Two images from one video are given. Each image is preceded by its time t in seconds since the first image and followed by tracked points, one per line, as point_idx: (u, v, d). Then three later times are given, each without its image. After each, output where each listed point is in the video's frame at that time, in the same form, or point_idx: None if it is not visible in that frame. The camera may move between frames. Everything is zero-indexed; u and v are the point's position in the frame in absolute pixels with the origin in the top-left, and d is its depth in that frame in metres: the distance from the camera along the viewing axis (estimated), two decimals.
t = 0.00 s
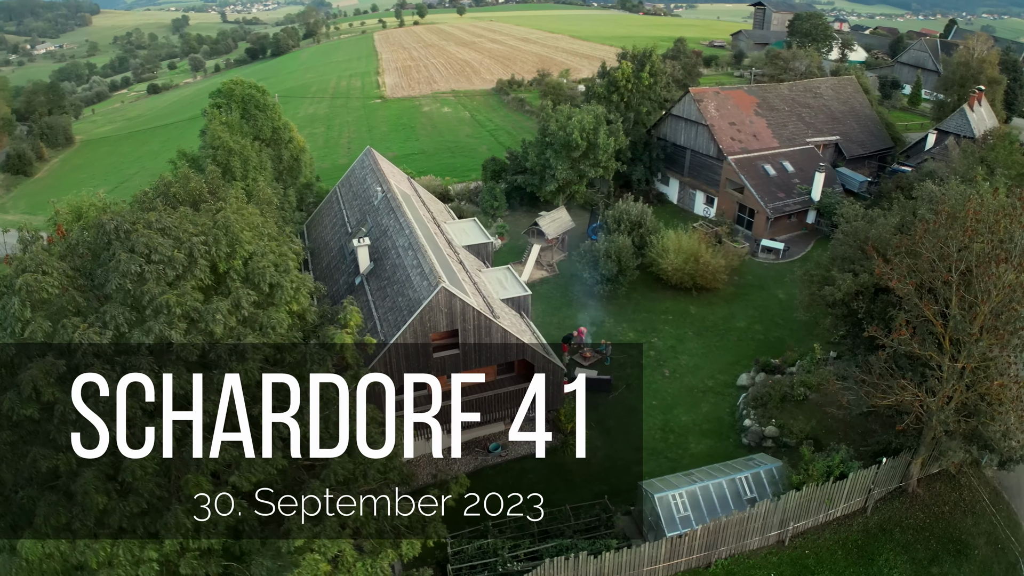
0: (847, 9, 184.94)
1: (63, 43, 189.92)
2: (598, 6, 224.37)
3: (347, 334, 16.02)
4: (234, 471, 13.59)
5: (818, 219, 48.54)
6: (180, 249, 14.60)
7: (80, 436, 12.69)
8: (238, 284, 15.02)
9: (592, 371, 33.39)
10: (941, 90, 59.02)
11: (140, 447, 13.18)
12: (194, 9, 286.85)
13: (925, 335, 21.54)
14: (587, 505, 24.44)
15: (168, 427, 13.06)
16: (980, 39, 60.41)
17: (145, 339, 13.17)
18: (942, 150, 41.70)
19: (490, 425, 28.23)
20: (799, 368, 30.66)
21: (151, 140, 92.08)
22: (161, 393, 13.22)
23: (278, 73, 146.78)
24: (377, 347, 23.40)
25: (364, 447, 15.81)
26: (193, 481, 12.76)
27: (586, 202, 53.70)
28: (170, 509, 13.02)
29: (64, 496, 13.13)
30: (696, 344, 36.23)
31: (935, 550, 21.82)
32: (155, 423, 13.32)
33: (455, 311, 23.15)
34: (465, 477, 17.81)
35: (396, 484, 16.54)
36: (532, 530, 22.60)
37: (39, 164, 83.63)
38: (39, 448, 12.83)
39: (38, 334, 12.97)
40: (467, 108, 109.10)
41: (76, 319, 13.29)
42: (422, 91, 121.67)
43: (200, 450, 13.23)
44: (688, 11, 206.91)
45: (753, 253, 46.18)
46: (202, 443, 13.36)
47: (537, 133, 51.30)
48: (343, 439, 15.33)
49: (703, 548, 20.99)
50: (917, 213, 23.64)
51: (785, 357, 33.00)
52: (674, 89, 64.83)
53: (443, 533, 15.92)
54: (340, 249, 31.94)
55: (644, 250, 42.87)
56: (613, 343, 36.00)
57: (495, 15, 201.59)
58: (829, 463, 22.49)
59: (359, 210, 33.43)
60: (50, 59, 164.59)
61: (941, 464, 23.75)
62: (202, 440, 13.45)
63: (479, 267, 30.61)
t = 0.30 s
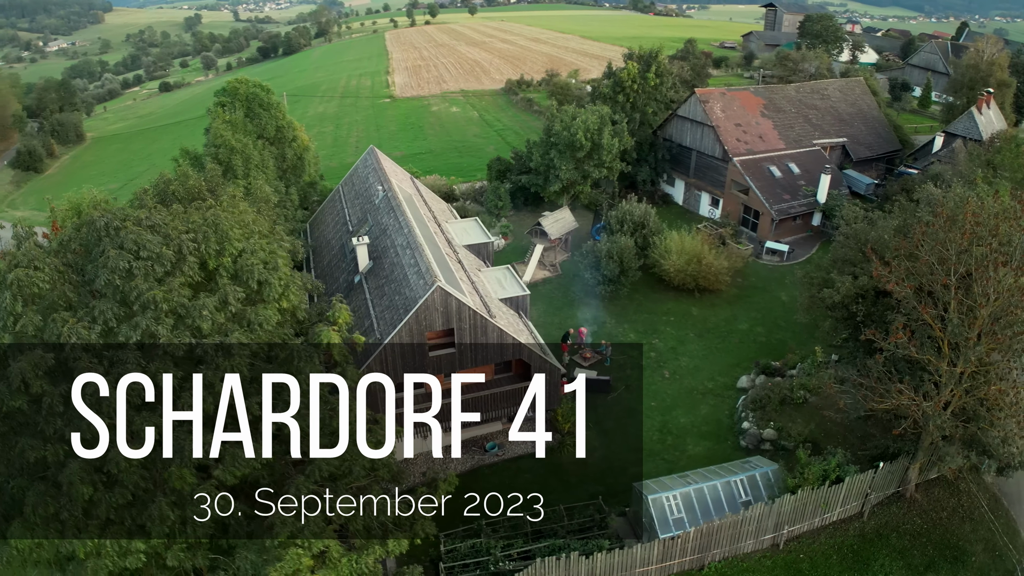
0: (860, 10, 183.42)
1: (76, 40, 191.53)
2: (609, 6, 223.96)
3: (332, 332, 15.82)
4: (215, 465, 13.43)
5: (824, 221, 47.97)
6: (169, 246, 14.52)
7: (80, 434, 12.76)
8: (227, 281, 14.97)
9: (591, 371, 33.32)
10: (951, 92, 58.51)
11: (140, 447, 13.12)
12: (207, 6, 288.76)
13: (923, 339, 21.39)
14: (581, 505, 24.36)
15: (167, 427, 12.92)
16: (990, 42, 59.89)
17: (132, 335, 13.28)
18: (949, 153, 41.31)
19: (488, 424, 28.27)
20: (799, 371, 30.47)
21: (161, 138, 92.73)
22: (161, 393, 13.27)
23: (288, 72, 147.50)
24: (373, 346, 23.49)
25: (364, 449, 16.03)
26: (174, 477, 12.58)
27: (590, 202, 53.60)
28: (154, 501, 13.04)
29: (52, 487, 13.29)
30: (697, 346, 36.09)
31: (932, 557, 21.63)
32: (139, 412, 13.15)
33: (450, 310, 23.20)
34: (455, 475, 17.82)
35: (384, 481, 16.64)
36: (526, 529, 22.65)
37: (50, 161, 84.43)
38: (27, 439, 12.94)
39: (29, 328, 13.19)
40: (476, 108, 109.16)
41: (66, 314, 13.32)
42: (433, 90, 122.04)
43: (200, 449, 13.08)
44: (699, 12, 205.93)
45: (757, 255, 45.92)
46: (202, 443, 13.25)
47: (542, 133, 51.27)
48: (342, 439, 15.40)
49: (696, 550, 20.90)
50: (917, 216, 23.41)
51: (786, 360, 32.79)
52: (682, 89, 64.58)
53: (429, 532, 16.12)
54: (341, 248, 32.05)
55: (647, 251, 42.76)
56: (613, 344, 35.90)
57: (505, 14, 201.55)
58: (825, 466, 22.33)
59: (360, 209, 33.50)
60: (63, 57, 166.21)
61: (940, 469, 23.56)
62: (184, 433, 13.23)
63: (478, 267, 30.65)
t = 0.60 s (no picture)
0: (873, 12, 181.97)
1: (89, 37, 193.22)
2: (620, 7, 223.57)
3: (320, 329, 15.67)
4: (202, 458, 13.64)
5: (830, 223, 47.54)
6: (159, 243, 14.46)
7: (80, 434, 12.92)
8: (217, 278, 14.93)
9: (591, 372, 33.26)
10: (960, 94, 57.96)
11: (140, 447, 13.36)
12: (220, 5, 290.74)
13: (921, 342, 21.26)
14: (574, 506, 24.35)
15: (167, 427, 12.98)
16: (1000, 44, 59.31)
17: (122, 329, 13.23)
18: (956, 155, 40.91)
19: (487, 423, 28.28)
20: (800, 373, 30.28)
21: (171, 136, 93.38)
22: (161, 394, 13.35)
23: (299, 71, 148.17)
24: (370, 344, 23.54)
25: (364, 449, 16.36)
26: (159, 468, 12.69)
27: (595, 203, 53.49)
28: (140, 492, 13.15)
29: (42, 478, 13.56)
30: (698, 347, 35.96)
31: (928, 562, 21.45)
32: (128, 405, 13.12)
33: (446, 309, 23.25)
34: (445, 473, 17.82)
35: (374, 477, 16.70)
36: (519, 528, 22.63)
37: (60, 157, 85.18)
38: (17, 430, 13.12)
39: (20, 322, 13.28)
40: (484, 108, 109.24)
41: (57, 308, 13.37)
42: (442, 89, 122.20)
43: (200, 450, 13.52)
44: (711, 13, 205.02)
45: (761, 257, 45.66)
46: (202, 443, 13.66)
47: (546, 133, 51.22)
48: (343, 439, 15.54)
49: (690, 552, 20.80)
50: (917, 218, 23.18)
51: (787, 362, 32.60)
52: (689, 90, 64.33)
53: (418, 528, 16.15)
54: (342, 246, 32.15)
55: (650, 251, 42.65)
56: (614, 345, 35.82)
57: (516, 14, 201.51)
58: (821, 470, 22.19)
59: (362, 207, 33.56)
60: (76, 54, 167.73)
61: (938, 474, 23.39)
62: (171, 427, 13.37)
63: (478, 266, 30.67)
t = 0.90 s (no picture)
0: (885, 15, 180.59)
1: (100, 35, 194.65)
2: (632, 8, 223.65)
3: (309, 326, 15.66)
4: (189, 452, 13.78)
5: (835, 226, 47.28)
6: (149, 239, 14.52)
7: (81, 435, 12.93)
8: (208, 274, 14.99)
9: (590, 372, 33.23)
10: (970, 96, 57.45)
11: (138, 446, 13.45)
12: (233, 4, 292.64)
13: (918, 346, 21.13)
14: (569, 506, 24.33)
15: (168, 427, 13.23)
16: (1010, 47, 58.68)
17: (112, 323, 13.34)
18: (963, 157, 40.55)
19: (484, 422, 28.33)
20: (800, 376, 30.13)
21: (179, 133, 94.03)
22: (161, 395, 13.62)
23: (308, 69, 148.79)
24: (366, 341, 23.61)
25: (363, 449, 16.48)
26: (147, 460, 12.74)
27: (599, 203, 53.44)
28: (127, 484, 13.18)
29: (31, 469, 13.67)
30: (699, 348, 35.84)
31: (924, 568, 21.28)
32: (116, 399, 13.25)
33: (442, 307, 23.31)
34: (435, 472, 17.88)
35: (364, 474, 16.79)
36: (513, 527, 22.60)
37: (70, 154, 85.96)
38: (6, 420, 13.20)
39: (12, 317, 13.40)
40: (492, 108, 109.35)
41: (47, 303, 13.50)
42: (450, 89, 122.32)
43: (200, 450, 13.63)
44: (722, 14, 204.02)
45: (765, 258, 45.41)
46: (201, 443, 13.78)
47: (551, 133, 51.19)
48: (343, 439, 15.71)
49: (683, 553, 20.73)
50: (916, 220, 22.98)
51: (787, 365, 32.42)
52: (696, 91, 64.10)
53: (406, 524, 16.18)
54: (342, 244, 32.25)
55: (653, 252, 42.57)
56: (614, 346, 35.76)
57: (526, 15, 201.61)
58: (816, 473, 22.06)
59: (363, 206, 33.64)
60: (88, 52, 169.24)
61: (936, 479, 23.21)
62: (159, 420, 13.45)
63: (477, 265, 30.71)
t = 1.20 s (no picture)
0: (898, 17, 178.94)
1: (113, 33, 196.20)
2: (643, 8, 222.89)
3: (297, 322, 15.71)
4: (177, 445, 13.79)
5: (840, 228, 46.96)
6: (140, 236, 14.62)
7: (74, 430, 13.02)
8: (198, 271, 15.08)
9: (589, 372, 33.18)
10: (979, 99, 56.87)
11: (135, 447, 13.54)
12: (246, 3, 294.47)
13: (916, 349, 20.97)
14: (563, 506, 24.29)
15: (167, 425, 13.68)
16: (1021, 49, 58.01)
17: (102, 318, 13.49)
18: (970, 160, 40.14)
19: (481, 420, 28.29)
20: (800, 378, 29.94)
21: (189, 131, 94.67)
22: (156, 391, 13.83)
23: (319, 68, 149.43)
24: (362, 339, 23.72)
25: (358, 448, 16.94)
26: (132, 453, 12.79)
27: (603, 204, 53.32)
28: (114, 477, 13.14)
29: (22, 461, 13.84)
30: (699, 350, 35.69)
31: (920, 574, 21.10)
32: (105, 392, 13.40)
33: (438, 306, 23.36)
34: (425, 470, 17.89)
35: (354, 470, 16.87)
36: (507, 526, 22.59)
37: (81, 151, 86.73)
38: None
39: (5, 311, 13.57)
40: (500, 108, 109.35)
41: (39, 297, 13.67)
42: (459, 88, 122.45)
43: (199, 450, 13.79)
44: (733, 15, 202.89)
45: (769, 260, 45.14)
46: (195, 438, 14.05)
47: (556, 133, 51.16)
48: (343, 439, 15.95)
49: (675, 555, 20.68)
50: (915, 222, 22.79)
51: (788, 367, 32.20)
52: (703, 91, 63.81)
53: (394, 522, 16.20)
54: (343, 243, 32.39)
55: (655, 253, 42.45)
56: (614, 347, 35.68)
57: (536, 15, 201.38)
58: (812, 476, 21.94)
59: (364, 204, 33.74)
60: (100, 49, 170.70)
61: (934, 484, 23.02)
62: (146, 415, 13.46)
63: (476, 265, 30.72)
